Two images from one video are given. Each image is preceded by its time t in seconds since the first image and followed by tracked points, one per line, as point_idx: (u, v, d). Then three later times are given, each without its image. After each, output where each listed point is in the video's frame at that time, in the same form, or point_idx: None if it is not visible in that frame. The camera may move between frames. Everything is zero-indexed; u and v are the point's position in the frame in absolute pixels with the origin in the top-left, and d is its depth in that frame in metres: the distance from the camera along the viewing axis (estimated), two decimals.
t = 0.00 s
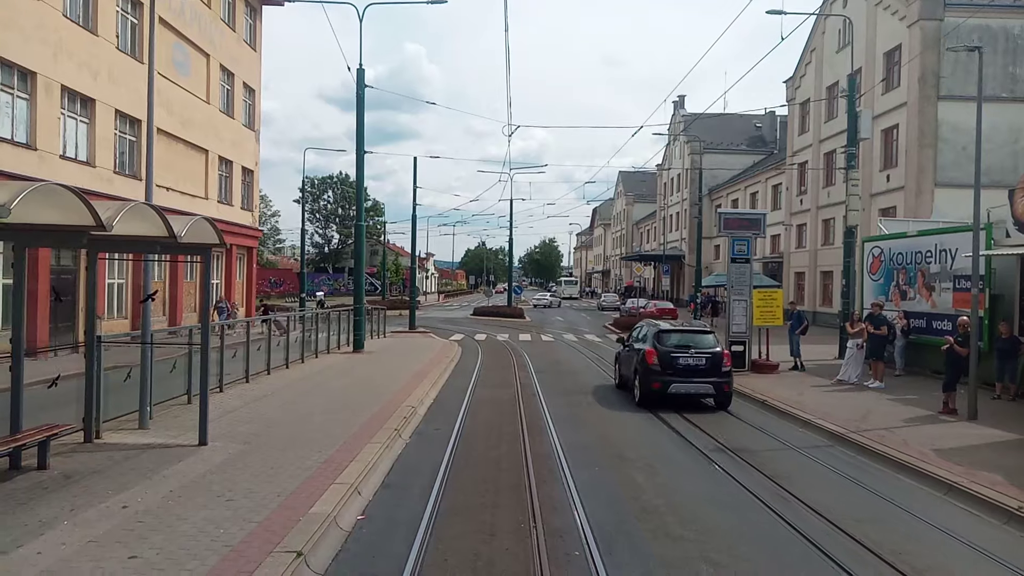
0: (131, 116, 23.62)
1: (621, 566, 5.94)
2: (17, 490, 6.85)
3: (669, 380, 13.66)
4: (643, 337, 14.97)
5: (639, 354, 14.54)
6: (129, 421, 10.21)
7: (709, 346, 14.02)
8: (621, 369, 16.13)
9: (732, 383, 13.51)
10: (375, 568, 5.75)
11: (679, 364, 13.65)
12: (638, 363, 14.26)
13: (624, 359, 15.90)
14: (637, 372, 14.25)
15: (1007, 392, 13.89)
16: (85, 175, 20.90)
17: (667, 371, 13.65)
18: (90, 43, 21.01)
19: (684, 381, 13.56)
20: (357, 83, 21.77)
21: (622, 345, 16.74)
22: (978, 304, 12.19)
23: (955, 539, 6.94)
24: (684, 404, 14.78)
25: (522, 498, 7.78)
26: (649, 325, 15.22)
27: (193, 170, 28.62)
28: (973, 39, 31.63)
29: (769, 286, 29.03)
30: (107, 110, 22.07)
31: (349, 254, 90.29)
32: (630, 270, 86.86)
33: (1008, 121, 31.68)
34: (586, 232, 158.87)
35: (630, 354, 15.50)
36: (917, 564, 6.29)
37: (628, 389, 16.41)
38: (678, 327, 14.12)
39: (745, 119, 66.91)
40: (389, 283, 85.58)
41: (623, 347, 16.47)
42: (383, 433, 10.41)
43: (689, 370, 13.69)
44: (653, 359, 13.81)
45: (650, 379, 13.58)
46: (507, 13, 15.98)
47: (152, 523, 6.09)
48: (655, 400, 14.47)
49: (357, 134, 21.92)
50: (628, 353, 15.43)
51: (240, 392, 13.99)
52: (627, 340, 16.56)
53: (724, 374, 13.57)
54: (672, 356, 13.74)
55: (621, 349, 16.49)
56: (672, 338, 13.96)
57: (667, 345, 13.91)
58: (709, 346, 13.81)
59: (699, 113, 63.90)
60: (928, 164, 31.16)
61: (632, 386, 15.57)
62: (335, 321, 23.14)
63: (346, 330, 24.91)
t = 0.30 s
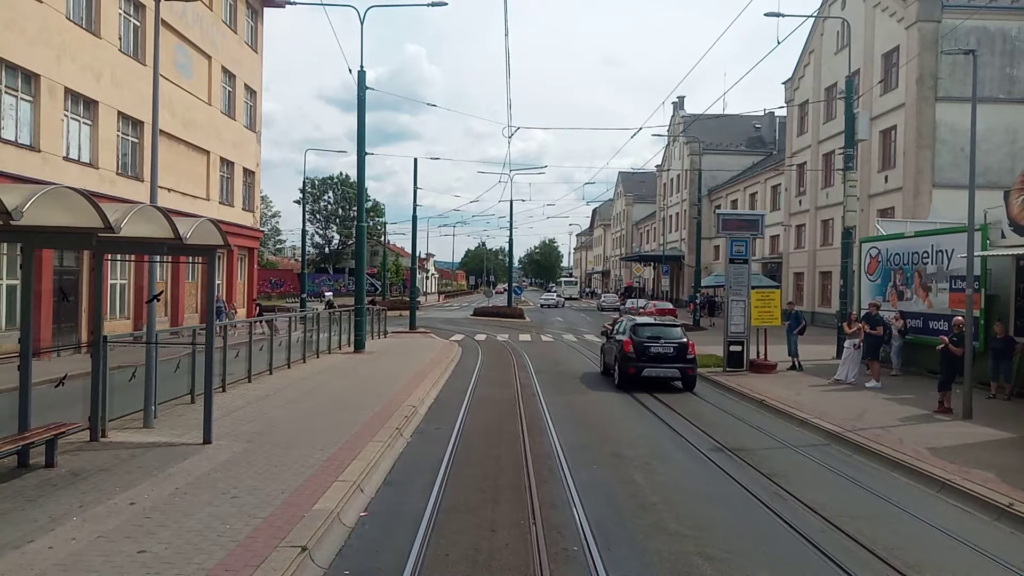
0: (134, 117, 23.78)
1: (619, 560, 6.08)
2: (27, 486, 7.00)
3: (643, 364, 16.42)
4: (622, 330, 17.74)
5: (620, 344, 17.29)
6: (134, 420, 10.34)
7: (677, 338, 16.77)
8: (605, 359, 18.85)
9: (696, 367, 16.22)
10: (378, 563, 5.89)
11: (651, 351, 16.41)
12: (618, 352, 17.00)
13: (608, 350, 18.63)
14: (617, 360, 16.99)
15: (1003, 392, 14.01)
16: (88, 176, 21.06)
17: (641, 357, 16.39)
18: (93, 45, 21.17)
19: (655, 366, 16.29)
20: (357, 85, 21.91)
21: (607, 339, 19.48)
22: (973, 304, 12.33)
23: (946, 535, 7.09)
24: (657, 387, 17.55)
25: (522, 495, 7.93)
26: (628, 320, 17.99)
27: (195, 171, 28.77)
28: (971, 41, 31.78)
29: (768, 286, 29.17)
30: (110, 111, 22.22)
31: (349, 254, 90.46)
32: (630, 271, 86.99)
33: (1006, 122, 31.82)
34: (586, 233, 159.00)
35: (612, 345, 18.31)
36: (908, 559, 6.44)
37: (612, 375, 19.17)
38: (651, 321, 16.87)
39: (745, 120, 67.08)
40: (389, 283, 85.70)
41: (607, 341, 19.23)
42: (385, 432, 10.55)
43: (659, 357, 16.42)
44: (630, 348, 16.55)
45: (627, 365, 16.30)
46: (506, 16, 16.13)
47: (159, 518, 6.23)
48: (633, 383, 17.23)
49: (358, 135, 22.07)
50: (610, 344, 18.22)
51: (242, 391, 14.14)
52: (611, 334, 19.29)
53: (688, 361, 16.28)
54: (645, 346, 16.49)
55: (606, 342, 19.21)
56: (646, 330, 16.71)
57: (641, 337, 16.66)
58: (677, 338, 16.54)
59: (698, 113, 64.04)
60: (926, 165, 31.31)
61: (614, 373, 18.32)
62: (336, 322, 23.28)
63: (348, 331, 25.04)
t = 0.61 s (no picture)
0: (136, 118, 23.96)
1: (615, 550, 6.28)
2: (39, 481, 7.18)
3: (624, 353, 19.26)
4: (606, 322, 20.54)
5: (604, 336, 20.12)
6: (140, 417, 10.51)
7: (653, 330, 19.59)
8: (592, 349, 21.69)
9: (668, 355, 19.05)
10: (382, 554, 6.08)
11: (630, 342, 19.23)
12: (602, 343, 19.85)
13: (594, 341, 21.44)
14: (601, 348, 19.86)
15: (996, 389, 14.17)
16: (91, 176, 21.22)
17: (622, 347, 19.22)
18: (96, 46, 21.34)
19: (634, 354, 19.16)
20: (358, 85, 22.08)
21: (593, 332, 22.28)
22: (965, 303, 12.50)
23: (935, 527, 7.28)
24: (637, 372, 20.41)
25: (522, 490, 8.10)
26: (611, 315, 20.85)
27: (196, 170, 28.93)
28: (968, 42, 31.95)
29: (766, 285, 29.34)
30: (112, 112, 22.38)
31: (349, 253, 90.57)
32: (630, 270, 87.09)
33: (1003, 122, 31.98)
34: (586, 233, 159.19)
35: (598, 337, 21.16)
36: (896, 550, 6.64)
37: (597, 363, 22.00)
38: (631, 316, 19.67)
39: (745, 119, 67.26)
40: (389, 283, 85.88)
41: (594, 333, 22.08)
42: (387, 429, 10.73)
43: (637, 347, 19.26)
44: (613, 339, 19.36)
45: (610, 353, 19.13)
46: (506, 18, 16.32)
47: (169, 511, 6.41)
48: (615, 369, 20.08)
49: (358, 136, 22.24)
50: (596, 335, 21.04)
51: (245, 389, 14.32)
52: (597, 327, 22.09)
53: (662, 349, 19.13)
54: (625, 337, 19.31)
55: (593, 334, 22.01)
56: (626, 324, 19.52)
57: (622, 329, 19.47)
58: (652, 330, 19.39)
59: (698, 113, 64.18)
60: (924, 165, 31.47)
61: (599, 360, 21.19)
62: (337, 321, 23.46)
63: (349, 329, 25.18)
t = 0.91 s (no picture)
0: (140, 118, 24.20)
1: (610, 539, 6.54)
2: (55, 472, 7.44)
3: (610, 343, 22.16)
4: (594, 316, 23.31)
5: (593, 329, 22.99)
6: (149, 412, 10.76)
7: (635, 322, 22.47)
8: (583, 340, 24.46)
9: (648, 344, 21.94)
10: (388, 541, 6.34)
11: (615, 333, 22.09)
12: (591, 333, 22.72)
13: (584, 333, 24.27)
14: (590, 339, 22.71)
15: (988, 386, 14.41)
16: (96, 176, 21.47)
17: (608, 337, 22.12)
18: (102, 47, 21.59)
19: (618, 344, 22.02)
20: (361, 86, 22.32)
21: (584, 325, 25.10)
22: (957, 302, 12.75)
23: (921, 518, 7.54)
24: (622, 360, 23.29)
25: (522, 482, 8.36)
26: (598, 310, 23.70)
27: (199, 169, 29.17)
28: (966, 42, 32.17)
29: (764, 284, 29.60)
30: (118, 112, 22.63)
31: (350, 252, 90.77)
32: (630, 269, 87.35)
33: (1000, 122, 32.19)
34: (587, 231, 159.34)
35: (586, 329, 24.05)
36: (882, 539, 6.90)
37: (587, 353, 24.81)
38: (616, 310, 22.52)
39: (745, 118, 67.48)
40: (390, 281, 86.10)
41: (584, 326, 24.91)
42: (390, 424, 10.98)
43: (621, 337, 22.12)
44: (600, 330, 22.23)
45: (597, 343, 21.98)
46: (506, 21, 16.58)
47: (182, 501, 6.67)
48: (603, 356, 22.93)
49: (361, 136, 22.50)
50: (586, 327, 23.85)
51: (250, 385, 14.58)
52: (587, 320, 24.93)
53: (643, 339, 21.98)
54: (611, 329, 22.17)
55: (584, 327, 24.79)
56: (611, 317, 22.35)
57: (608, 322, 22.35)
58: (634, 322, 22.25)
59: (698, 112, 64.39)
60: (921, 164, 31.70)
61: (589, 349, 24.00)
62: (340, 319, 23.73)
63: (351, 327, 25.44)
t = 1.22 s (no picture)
0: (145, 120, 24.50)
1: (605, 528, 6.85)
2: (73, 465, 7.75)
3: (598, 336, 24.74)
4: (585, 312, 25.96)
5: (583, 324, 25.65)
6: (158, 409, 11.06)
7: (621, 318, 25.11)
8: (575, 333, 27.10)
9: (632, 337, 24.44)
10: (393, 530, 6.65)
11: (603, 327, 24.64)
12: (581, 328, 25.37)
13: (576, 327, 26.96)
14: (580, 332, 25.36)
15: (978, 385, 14.70)
16: (102, 177, 21.78)
17: (597, 331, 24.75)
18: (107, 50, 21.89)
19: (605, 337, 24.63)
20: (363, 89, 22.64)
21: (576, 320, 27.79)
22: (946, 302, 13.04)
23: (904, 509, 7.85)
24: (609, 352, 25.98)
25: (521, 475, 8.68)
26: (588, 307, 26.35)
27: (202, 170, 29.46)
28: (961, 45, 32.47)
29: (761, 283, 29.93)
30: (123, 115, 22.93)
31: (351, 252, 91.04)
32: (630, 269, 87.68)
33: (995, 124, 32.50)
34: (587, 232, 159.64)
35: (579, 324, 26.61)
36: (865, 529, 7.22)
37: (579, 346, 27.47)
38: (604, 307, 25.17)
39: (743, 119, 67.79)
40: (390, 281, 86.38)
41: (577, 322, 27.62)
42: (393, 420, 11.30)
43: (608, 331, 24.73)
44: (588, 325, 24.89)
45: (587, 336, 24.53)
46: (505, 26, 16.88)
47: (196, 491, 6.98)
48: (593, 348, 25.58)
49: (363, 138, 22.80)
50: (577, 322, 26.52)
51: (255, 383, 14.90)
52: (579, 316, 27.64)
53: (627, 333, 24.61)
54: (598, 324, 24.82)
55: (576, 322, 27.48)
56: (599, 313, 25.01)
57: (596, 317, 24.99)
58: (619, 318, 24.89)
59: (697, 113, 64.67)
60: (917, 165, 32.01)
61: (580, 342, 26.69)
62: (342, 318, 24.06)
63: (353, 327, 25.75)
